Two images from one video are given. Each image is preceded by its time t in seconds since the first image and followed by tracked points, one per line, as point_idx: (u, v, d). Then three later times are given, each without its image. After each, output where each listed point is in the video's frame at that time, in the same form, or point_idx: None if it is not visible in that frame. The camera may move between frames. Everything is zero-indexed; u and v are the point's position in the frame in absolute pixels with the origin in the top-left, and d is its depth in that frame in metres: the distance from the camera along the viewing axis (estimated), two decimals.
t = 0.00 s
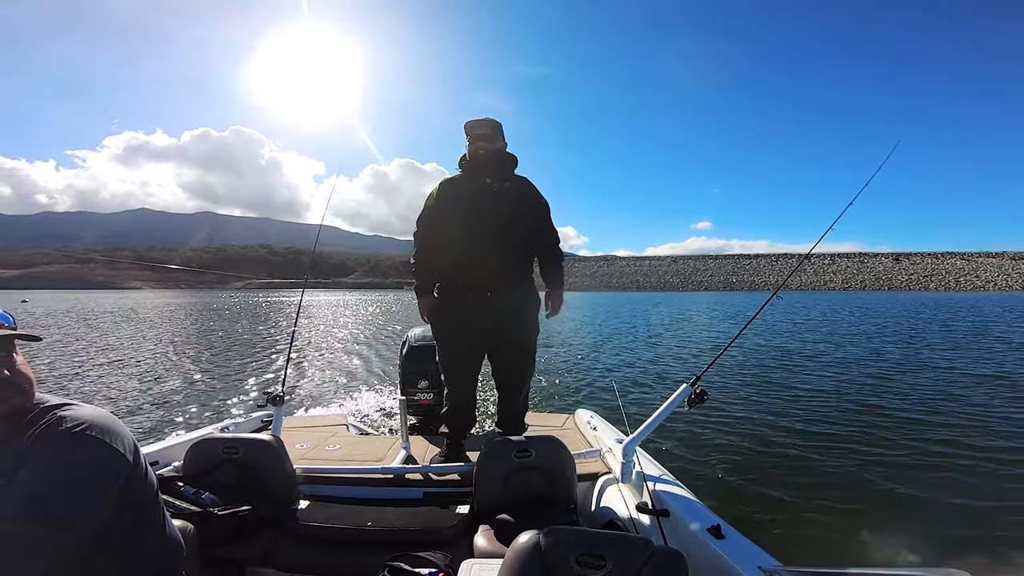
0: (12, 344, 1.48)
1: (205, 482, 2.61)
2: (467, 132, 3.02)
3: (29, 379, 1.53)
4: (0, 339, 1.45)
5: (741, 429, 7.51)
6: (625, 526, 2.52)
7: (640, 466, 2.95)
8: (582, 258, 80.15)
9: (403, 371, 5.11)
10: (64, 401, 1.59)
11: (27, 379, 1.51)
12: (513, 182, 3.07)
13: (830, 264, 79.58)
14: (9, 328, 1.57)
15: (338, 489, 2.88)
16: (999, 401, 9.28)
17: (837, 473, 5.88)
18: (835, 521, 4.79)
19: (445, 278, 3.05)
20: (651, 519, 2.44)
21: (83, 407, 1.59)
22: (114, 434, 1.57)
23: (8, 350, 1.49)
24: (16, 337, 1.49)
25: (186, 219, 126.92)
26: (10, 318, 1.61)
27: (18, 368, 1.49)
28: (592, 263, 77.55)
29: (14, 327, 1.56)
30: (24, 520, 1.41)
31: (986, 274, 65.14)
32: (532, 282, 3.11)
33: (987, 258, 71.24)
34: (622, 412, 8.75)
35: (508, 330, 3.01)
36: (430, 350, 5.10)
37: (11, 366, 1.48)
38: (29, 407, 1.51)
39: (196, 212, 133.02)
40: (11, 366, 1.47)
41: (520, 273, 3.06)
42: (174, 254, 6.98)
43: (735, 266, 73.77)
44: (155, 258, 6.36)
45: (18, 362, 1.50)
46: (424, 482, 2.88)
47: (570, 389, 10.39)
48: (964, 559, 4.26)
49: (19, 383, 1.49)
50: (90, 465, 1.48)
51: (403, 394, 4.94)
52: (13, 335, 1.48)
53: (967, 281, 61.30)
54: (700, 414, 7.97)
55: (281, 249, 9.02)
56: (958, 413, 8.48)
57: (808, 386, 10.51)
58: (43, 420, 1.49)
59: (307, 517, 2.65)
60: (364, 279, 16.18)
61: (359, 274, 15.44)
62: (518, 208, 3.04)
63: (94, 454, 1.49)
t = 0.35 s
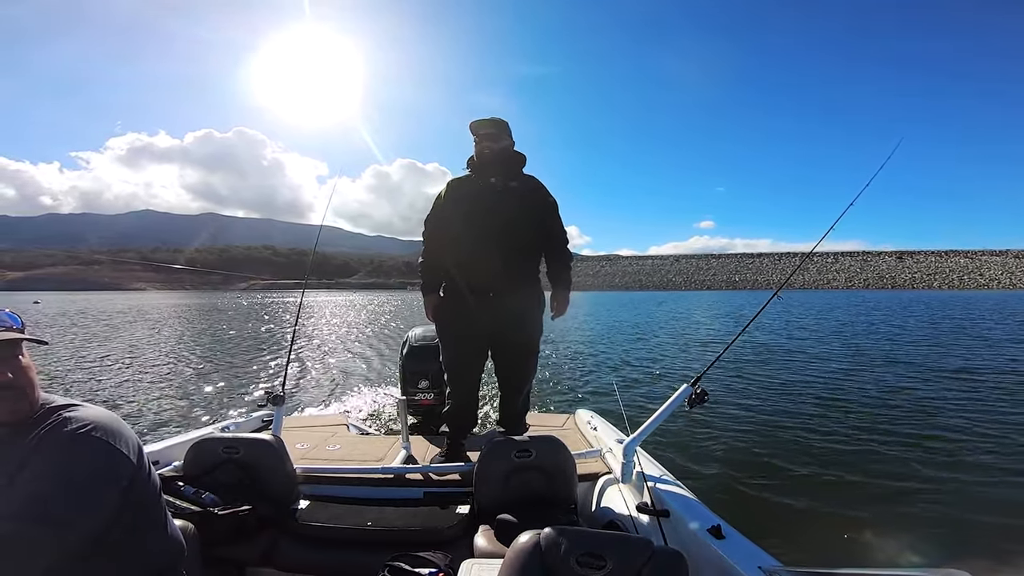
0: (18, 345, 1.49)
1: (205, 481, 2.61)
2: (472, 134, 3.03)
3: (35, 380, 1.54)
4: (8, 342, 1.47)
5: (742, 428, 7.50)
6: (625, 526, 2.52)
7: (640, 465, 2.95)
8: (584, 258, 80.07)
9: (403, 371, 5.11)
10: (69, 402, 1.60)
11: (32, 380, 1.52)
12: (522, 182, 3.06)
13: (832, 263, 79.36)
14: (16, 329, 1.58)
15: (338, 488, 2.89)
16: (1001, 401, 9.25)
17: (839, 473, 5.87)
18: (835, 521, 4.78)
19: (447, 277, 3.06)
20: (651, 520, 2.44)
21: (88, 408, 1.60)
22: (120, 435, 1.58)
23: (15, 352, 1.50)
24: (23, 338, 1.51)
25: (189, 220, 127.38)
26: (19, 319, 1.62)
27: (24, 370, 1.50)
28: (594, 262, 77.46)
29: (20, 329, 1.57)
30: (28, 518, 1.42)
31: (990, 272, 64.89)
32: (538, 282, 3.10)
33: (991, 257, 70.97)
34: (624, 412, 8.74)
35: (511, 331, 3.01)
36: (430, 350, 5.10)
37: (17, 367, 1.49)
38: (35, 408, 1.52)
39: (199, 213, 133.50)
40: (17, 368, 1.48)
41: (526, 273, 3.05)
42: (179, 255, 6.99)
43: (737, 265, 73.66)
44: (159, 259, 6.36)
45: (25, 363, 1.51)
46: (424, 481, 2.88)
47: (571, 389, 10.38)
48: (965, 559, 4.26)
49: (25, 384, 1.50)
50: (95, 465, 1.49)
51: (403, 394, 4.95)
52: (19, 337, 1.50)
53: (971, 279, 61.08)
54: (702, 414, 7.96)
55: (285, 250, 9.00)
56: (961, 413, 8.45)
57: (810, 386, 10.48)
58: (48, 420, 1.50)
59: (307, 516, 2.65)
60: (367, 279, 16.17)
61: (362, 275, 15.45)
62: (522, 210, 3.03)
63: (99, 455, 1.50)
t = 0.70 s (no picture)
0: (21, 348, 1.50)
1: (206, 481, 2.62)
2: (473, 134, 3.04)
3: (39, 381, 1.55)
4: (11, 346, 1.49)
5: (743, 428, 7.50)
6: (625, 526, 2.51)
7: (640, 465, 2.94)
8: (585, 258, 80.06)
9: (403, 371, 5.10)
10: (74, 402, 1.60)
11: (36, 381, 1.53)
12: (529, 182, 3.05)
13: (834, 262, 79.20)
14: (20, 331, 1.59)
15: (339, 488, 2.90)
16: (1003, 399, 9.23)
17: (840, 472, 5.86)
18: (836, 521, 4.78)
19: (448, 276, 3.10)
20: (651, 520, 2.44)
21: (92, 409, 1.60)
22: (122, 437, 1.58)
23: (20, 354, 1.51)
24: (26, 341, 1.52)
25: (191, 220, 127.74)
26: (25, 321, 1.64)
27: (28, 372, 1.51)
28: (596, 262, 77.44)
29: (25, 331, 1.58)
30: (30, 518, 1.42)
31: (992, 270, 64.71)
32: (542, 283, 3.09)
33: (994, 255, 70.79)
34: (625, 411, 8.74)
35: (513, 332, 3.00)
36: (431, 350, 5.09)
37: (21, 368, 1.50)
38: (39, 409, 1.53)
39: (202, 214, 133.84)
40: (21, 370, 1.49)
41: (530, 274, 3.03)
42: (182, 256, 7.01)
43: (739, 264, 73.55)
44: (161, 260, 6.38)
45: (29, 365, 1.52)
46: (424, 481, 2.88)
47: (573, 389, 10.38)
48: (966, 559, 4.25)
49: (29, 385, 1.51)
50: (97, 466, 1.49)
51: (403, 394, 4.94)
52: (21, 340, 1.51)
53: (973, 277, 60.95)
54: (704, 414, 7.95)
55: (287, 251, 9.02)
56: (964, 412, 8.42)
57: (812, 385, 10.48)
58: (51, 421, 1.50)
59: (307, 516, 2.66)
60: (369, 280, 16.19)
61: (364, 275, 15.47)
62: (523, 210, 3.01)
63: (101, 456, 1.50)
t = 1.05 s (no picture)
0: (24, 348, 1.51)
1: (207, 481, 2.62)
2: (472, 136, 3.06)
3: (44, 381, 1.56)
4: (15, 345, 1.50)
5: (745, 427, 7.49)
6: (626, 526, 2.51)
7: (641, 465, 2.94)
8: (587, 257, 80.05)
9: (403, 371, 5.10)
10: (77, 403, 1.61)
11: (41, 381, 1.54)
12: (530, 182, 3.05)
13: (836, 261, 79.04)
14: (23, 332, 1.59)
15: (339, 488, 2.90)
16: (1007, 398, 9.19)
17: (842, 471, 5.86)
18: (838, 520, 4.76)
19: (449, 277, 3.14)
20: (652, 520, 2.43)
21: (95, 409, 1.61)
22: (125, 437, 1.59)
23: (22, 354, 1.52)
24: (30, 341, 1.53)
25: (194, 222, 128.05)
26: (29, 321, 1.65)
27: (33, 372, 1.52)
28: (598, 262, 77.40)
29: (28, 331, 1.59)
30: (31, 518, 1.42)
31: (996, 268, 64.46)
32: (544, 283, 3.08)
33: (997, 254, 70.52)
34: (627, 411, 8.74)
35: (514, 332, 2.99)
36: (431, 350, 5.09)
37: (24, 368, 1.51)
38: (42, 409, 1.53)
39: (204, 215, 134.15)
40: (27, 370, 1.50)
41: (531, 273, 3.02)
42: (186, 257, 7.03)
43: (741, 263, 73.41)
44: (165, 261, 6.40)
45: (33, 365, 1.53)
46: (425, 481, 2.88)
47: (574, 388, 10.38)
48: (969, 558, 4.23)
49: (34, 384, 1.52)
50: (99, 466, 1.49)
51: (404, 394, 4.94)
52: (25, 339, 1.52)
53: (976, 276, 60.75)
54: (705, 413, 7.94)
55: (290, 251, 9.04)
56: (967, 410, 8.39)
57: (814, 384, 10.45)
58: (54, 421, 1.51)
59: (308, 516, 2.66)
60: (371, 280, 16.20)
61: (367, 276, 15.50)
62: (523, 211, 3.02)
63: (103, 457, 1.51)
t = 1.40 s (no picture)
0: (23, 348, 1.51)
1: (207, 481, 2.62)
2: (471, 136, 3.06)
3: (45, 381, 1.56)
4: (14, 345, 1.50)
5: (746, 427, 7.48)
6: (627, 526, 2.51)
7: (641, 465, 2.94)
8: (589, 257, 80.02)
9: (404, 371, 5.10)
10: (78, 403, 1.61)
11: (41, 381, 1.54)
12: (528, 181, 3.05)
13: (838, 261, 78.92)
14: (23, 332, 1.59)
15: (340, 488, 2.90)
16: (1009, 398, 9.17)
17: (843, 471, 5.85)
18: (839, 521, 4.75)
19: (449, 277, 3.14)
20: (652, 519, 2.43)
21: (94, 409, 1.60)
22: (123, 437, 1.59)
23: (21, 354, 1.52)
24: (29, 342, 1.53)
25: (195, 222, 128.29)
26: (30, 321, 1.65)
27: (33, 372, 1.52)
28: (599, 262, 77.37)
29: (28, 331, 1.59)
30: (30, 518, 1.42)
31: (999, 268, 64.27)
32: (543, 282, 3.07)
33: (999, 253, 70.33)
34: (629, 410, 8.73)
35: (513, 332, 2.99)
36: (431, 350, 5.09)
37: (23, 368, 1.51)
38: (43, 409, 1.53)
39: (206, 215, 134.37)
40: (26, 369, 1.50)
41: (531, 272, 3.01)
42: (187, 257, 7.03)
43: (743, 263, 73.31)
44: (168, 261, 6.42)
45: (34, 365, 1.54)
46: (425, 482, 2.88)
47: (576, 388, 10.37)
48: (971, 559, 4.21)
49: (34, 383, 1.52)
50: (99, 464, 1.50)
51: (404, 394, 4.94)
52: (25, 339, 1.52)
53: (979, 275, 60.61)
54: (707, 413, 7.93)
55: (292, 251, 9.05)
56: (969, 411, 8.38)
57: (815, 384, 10.43)
58: (53, 421, 1.51)
59: (308, 516, 2.66)
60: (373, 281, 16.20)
61: (369, 276, 15.50)
62: (522, 210, 3.02)
63: (102, 455, 1.51)
